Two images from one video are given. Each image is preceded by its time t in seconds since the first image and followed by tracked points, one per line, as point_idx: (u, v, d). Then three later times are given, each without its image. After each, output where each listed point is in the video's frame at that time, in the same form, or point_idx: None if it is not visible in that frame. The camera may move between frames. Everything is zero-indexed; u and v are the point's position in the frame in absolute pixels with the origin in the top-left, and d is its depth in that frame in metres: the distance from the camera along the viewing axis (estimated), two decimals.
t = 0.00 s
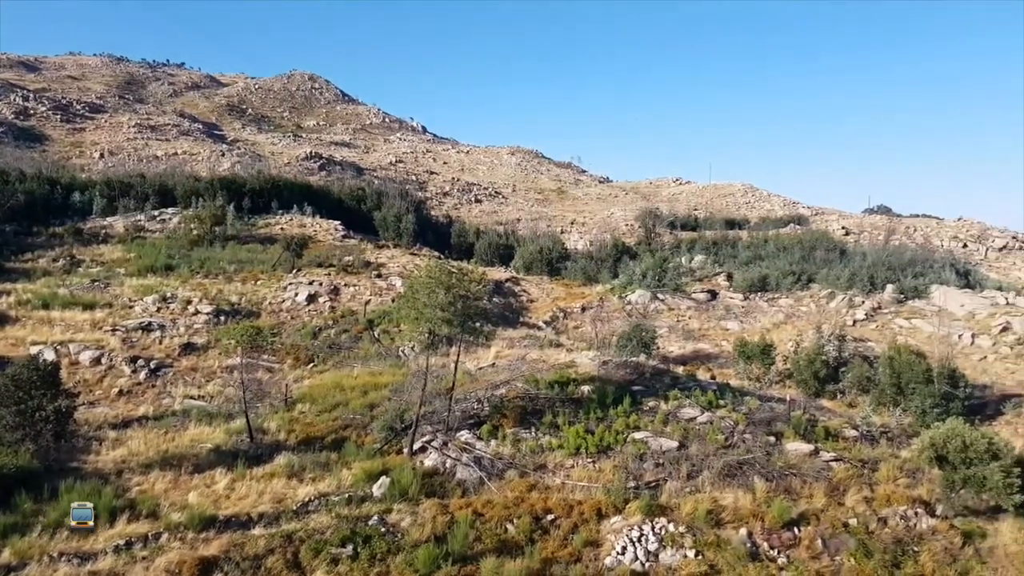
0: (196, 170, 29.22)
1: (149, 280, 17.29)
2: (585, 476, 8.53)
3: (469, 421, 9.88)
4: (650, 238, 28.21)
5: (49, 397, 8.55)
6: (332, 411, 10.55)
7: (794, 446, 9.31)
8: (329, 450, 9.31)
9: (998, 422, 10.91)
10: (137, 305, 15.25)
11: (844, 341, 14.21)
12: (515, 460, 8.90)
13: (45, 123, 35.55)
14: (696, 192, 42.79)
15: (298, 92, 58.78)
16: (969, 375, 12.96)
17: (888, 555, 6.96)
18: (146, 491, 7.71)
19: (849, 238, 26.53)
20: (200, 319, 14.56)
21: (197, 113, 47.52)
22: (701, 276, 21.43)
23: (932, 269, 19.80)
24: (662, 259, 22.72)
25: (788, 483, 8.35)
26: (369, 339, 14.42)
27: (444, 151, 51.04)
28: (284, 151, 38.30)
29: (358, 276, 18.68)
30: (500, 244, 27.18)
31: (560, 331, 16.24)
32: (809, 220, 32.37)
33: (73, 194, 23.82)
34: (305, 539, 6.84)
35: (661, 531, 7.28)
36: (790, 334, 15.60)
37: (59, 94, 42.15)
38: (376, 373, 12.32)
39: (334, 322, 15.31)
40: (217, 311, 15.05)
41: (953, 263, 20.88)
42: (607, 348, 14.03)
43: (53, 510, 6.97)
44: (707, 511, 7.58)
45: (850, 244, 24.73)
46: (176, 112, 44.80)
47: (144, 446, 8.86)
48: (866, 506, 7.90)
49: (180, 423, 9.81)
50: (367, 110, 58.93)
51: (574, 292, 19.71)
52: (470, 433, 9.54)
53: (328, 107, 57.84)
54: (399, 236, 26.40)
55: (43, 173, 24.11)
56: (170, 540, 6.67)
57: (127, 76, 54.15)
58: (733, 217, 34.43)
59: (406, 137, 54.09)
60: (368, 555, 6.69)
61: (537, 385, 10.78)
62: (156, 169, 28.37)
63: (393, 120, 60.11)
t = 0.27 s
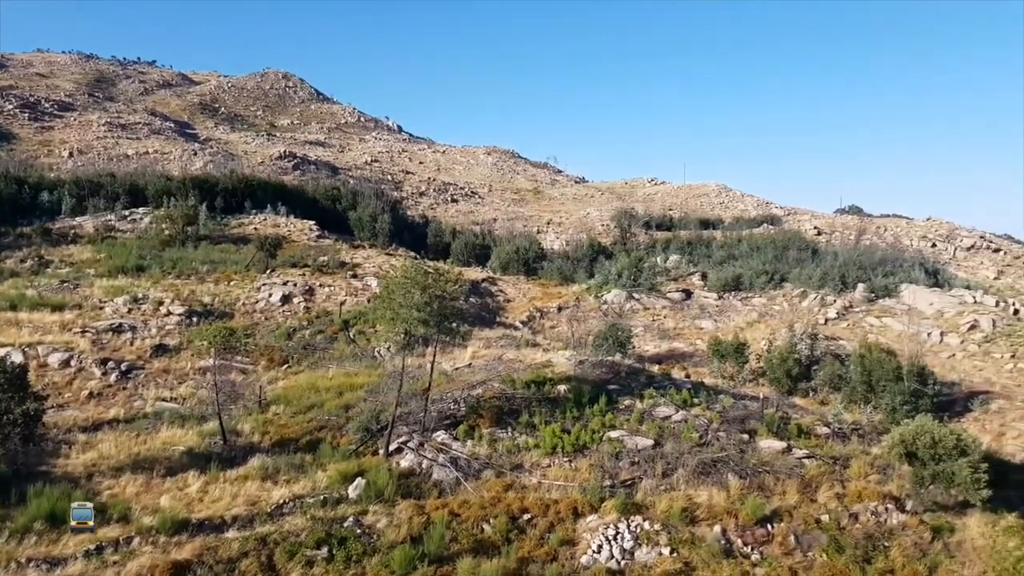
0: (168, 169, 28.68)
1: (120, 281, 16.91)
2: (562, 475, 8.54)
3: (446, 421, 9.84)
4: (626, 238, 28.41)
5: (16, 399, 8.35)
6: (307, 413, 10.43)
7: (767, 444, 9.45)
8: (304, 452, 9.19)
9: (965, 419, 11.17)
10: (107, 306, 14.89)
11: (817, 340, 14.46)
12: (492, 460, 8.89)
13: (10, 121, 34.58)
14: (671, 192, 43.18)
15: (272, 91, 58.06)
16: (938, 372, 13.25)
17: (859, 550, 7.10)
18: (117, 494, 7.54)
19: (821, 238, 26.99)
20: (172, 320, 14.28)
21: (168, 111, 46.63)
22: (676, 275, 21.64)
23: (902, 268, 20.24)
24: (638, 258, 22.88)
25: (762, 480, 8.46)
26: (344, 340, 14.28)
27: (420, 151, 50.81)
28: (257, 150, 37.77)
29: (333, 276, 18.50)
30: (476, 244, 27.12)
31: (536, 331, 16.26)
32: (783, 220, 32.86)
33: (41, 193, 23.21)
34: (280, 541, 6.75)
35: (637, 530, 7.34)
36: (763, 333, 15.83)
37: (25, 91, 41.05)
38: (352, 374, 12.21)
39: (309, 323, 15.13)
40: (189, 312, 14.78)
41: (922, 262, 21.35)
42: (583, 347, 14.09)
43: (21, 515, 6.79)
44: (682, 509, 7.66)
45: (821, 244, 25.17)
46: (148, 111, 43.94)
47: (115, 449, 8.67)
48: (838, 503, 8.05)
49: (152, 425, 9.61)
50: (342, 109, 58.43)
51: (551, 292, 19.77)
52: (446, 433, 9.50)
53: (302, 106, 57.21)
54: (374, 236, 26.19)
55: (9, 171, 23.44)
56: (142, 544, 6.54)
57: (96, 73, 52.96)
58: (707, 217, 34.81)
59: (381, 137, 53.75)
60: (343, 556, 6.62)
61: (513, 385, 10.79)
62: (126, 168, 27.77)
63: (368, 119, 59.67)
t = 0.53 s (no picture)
0: (136, 168, 28.07)
1: (87, 281, 16.50)
2: (537, 474, 8.55)
3: (420, 422, 9.79)
4: (601, 237, 28.59)
5: None
6: (279, 414, 10.28)
7: (739, 441, 9.57)
8: (276, 453, 9.06)
9: (931, 415, 11.45)
10: (74, 307, 14.49)
11: (787, 338, 14.71)
12: (467, 460, 8.86)
13: None
14: (644, 192, 43.56)
15: (243, 88, 57.26)
16: (905, 370, 13.54)
17: (829, 545, 7.24)
18: (84, 498, 7.35)
19: (792, 238, 27.44)
20: (141, 321, 13.97)
21: (136, 108, 45.62)
22: (649, 275, 21.82)
23: (870, 267, 20.68)
24: (612, 258, 23.02)
25: (734, 477, 8.58)
26: (317, 340, 14.13)
27: (394, 150, 50.49)
28: (228, 149, 37.17)
29: (306, 276, 18.30)
30: (451, 243, 27.04)
31: (511, 331, 16.26)
32: (754, 220, 33.37)
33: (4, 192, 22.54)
34: (252, 544, 6.65)
35: (611, 528, 7.38)
36: (735, 332, 16.06)
37: None
38: (325, 375, 12.08)
39: (281, 323, 14.93)
40: (159, 313, 14.47)
41: (889, 261, 21.85)
42: (557, 347, 14.13)
43: None
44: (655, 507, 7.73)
45: (792, 244, 25.61)
46: (116, 108, 42.97)
47: (82, 452, 8.45)
48: (809, 499, 8.19)
49: (121, 428, 9.39)
50: (314, 108, 57.85)
51: (526, 292, 19.80)
52: (421, 433, 9.46)
53: (274, 104, 56.51)
54: (347, 236, 25.95)
55: None
56: (109, 549, 6.38)
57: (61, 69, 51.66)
58: (680, 217, 35.19)
59: (355, 136, 53.34)
60: (316, 558, 6.53)
61: (488, 385, 10.80)
62: (94, 166, 27.10)
63: (341, 118, 59.16)
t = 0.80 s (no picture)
0: (98, 166, 27.42)
1: (45, 282, 16.05)
2: (506, 474, 8.55)
3: (389, 422, 9.74)
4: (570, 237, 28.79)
5: None
6: (246, 417, 10.14)
7: (706, 439, 9.68)
8: (243, 456, 8.93)
9: (892, 411, 11.74)
10: (31, 308, 14.08)
11: (753, 337, 14.94)
12: (436, 460, 8.83)
13: None
14: (613, 192, 43.87)
15: (209, 86, 56.38)
16: (868, 367, 13.90)
17: (794, 540, 7.38)
18: (42, 504, 7.16)
19: (758, 238, 27.86)
20: (102, 323, 13.66)
21: (97, 106, 44.46)
22: (618, 275, 21.98)
23: (834, 266, 21.10)
24: (581, 258, 23.13)
25: (701, 474, 8.67)
26: (284, 341, 13.99)
27: (365, 150, 50.11)
28: (193, 147, 36.52)
29: (273, 276, 18.10)
30: (421, 243, 26.93)
31: (480, 330, 16.26)
32: (721, 220, 33.83)
33: None
34: (217, 548, 6.55)
35: (580, 526, 7.42)
36: (703, 330, 16.24)
37: None
38: (293, 376, 11.95)
39: (247, 324, 14.73)
40: (121, 314, 14.17)
41: (852, 260, 22.34)
42: (527, 347, 14.15)
43: None
44: (624, 504, 7.79)
45: (757, 244, 25.99)
46: (76, 105, 41.88)
47: (41, 457, 8.22)
48: (774, 494, 8.31)
49: (81, 432, 9.17)
50: (282, 106, 57.23)
51: (496, 291, 19.83)
52: (390, 434, 9.41)
53: (240, 102, 55.73)
54: (315, 235, 25.69)
55: None
56: (69, 555, 6.24)
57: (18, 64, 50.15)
58: (649, 217, 35.50)
59: (323, 134, 52.85)
60: (283, 562, 6.46)
61: (458, 385, 10.79)
62: (53, 165, 26.37)
63: (309, 116, 58.58)
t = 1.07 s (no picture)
0: (44, 165, 26.61)
1: None
2: (465, 474, 8.55)
3: (346, 425, 9.65)
4: (529, 237, 28.96)
5: None
6: (198, 420, 9.97)
7: (663, 435, 9.77)
8: (196, 461, 8.77)
9: (843, 407, 12.07)
10: None
11: (709, 336, 15.18)
12: (395, 462, 8.78)
13: None
14: (571, 192, 44.17)
15: (159, 83, 55.24)
16: (820, 365, 14.38)
17: (748, 535, 7.53)
18: None
19: (712, 237, 28.22)
20: (48, 326, 13.29)
21: (43, 103, 42.97)
22: (576, 275, 22.15)
23: (786, 266, 21.57)
24: (539, 258, 23.27)
25: (658, 471, 8.77)
26: (238, 343, 13.80)
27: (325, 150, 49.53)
28: (144, 145, 35.70)
29: (226, 277, 17.84)
30: (378, 243, 26.79)
31: (439, 331, 16.25)
32: (677, 220, 34.30)
33: None
34: (169, 555, 6.44)
35: (539, 525, 7.45)
36: (659, 329, 16.45)
37: None
38: (247, 379, 11.79)
39: (200, 326, 14.50)
40: (68, 317, 13.81)
41: (804, 259, 22.87)
42: (484, 347, 14.15)
43: None
44: (582, 502, 7.86)
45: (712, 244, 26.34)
46: (21, 102, 40.49)
47: None
48: (729, 490, 8.46)
49: (25, 439, 8.92)
50: (235, 104, 56.46)
51: (455, 291, 19.84)
52: (347, 436, 9.34)
53: (192, 100, 54.72)
54: (270, 235, 25.38)
55: None
56: (13, 566, 6.08)
57: None
58: (608, 217, 35.78)
59: (278, 133, 52.21)
60: (237, 568, 6.37)
61: (416, 386, 10.77)
62: None
63: (263, 115, 57.84)
